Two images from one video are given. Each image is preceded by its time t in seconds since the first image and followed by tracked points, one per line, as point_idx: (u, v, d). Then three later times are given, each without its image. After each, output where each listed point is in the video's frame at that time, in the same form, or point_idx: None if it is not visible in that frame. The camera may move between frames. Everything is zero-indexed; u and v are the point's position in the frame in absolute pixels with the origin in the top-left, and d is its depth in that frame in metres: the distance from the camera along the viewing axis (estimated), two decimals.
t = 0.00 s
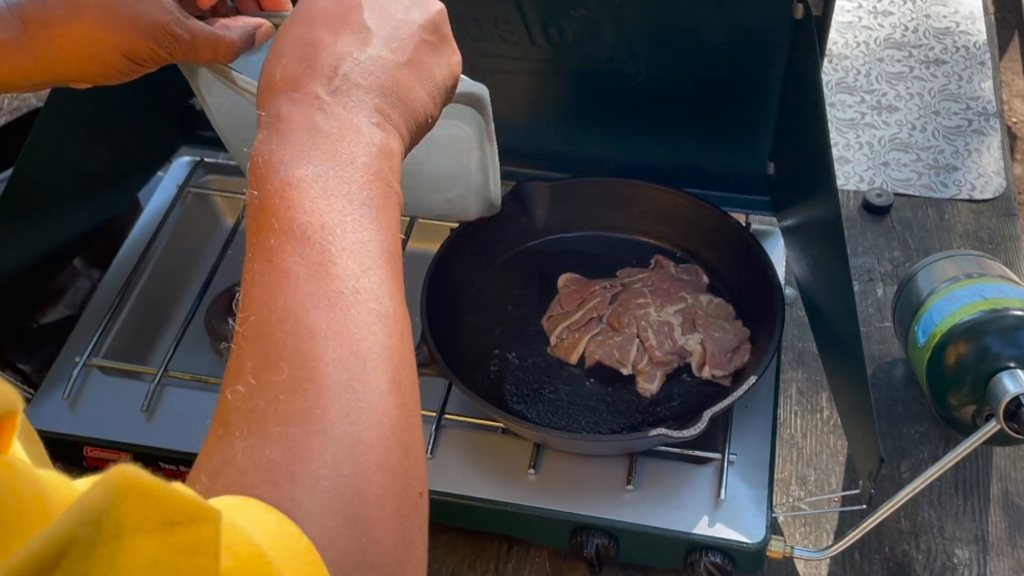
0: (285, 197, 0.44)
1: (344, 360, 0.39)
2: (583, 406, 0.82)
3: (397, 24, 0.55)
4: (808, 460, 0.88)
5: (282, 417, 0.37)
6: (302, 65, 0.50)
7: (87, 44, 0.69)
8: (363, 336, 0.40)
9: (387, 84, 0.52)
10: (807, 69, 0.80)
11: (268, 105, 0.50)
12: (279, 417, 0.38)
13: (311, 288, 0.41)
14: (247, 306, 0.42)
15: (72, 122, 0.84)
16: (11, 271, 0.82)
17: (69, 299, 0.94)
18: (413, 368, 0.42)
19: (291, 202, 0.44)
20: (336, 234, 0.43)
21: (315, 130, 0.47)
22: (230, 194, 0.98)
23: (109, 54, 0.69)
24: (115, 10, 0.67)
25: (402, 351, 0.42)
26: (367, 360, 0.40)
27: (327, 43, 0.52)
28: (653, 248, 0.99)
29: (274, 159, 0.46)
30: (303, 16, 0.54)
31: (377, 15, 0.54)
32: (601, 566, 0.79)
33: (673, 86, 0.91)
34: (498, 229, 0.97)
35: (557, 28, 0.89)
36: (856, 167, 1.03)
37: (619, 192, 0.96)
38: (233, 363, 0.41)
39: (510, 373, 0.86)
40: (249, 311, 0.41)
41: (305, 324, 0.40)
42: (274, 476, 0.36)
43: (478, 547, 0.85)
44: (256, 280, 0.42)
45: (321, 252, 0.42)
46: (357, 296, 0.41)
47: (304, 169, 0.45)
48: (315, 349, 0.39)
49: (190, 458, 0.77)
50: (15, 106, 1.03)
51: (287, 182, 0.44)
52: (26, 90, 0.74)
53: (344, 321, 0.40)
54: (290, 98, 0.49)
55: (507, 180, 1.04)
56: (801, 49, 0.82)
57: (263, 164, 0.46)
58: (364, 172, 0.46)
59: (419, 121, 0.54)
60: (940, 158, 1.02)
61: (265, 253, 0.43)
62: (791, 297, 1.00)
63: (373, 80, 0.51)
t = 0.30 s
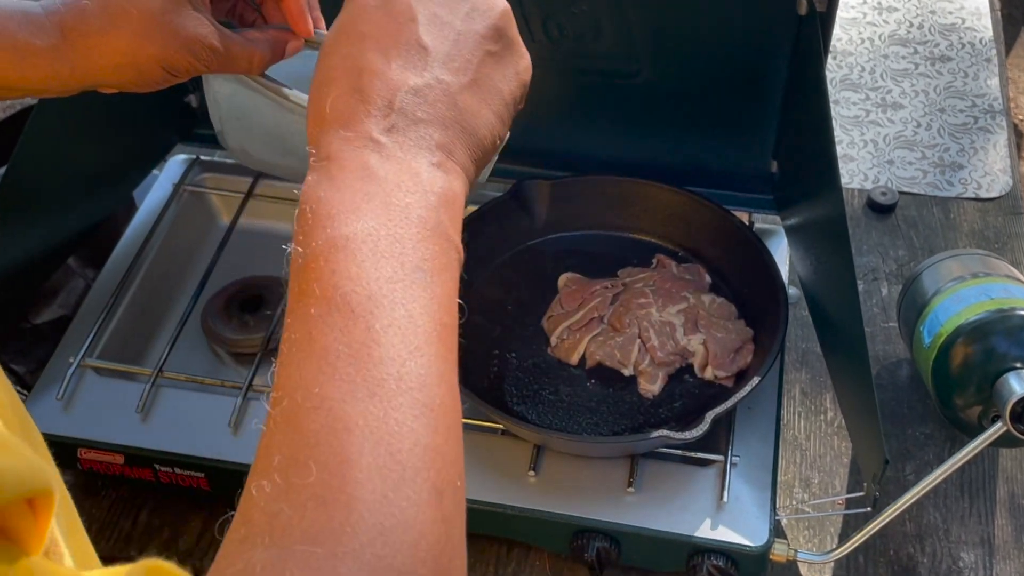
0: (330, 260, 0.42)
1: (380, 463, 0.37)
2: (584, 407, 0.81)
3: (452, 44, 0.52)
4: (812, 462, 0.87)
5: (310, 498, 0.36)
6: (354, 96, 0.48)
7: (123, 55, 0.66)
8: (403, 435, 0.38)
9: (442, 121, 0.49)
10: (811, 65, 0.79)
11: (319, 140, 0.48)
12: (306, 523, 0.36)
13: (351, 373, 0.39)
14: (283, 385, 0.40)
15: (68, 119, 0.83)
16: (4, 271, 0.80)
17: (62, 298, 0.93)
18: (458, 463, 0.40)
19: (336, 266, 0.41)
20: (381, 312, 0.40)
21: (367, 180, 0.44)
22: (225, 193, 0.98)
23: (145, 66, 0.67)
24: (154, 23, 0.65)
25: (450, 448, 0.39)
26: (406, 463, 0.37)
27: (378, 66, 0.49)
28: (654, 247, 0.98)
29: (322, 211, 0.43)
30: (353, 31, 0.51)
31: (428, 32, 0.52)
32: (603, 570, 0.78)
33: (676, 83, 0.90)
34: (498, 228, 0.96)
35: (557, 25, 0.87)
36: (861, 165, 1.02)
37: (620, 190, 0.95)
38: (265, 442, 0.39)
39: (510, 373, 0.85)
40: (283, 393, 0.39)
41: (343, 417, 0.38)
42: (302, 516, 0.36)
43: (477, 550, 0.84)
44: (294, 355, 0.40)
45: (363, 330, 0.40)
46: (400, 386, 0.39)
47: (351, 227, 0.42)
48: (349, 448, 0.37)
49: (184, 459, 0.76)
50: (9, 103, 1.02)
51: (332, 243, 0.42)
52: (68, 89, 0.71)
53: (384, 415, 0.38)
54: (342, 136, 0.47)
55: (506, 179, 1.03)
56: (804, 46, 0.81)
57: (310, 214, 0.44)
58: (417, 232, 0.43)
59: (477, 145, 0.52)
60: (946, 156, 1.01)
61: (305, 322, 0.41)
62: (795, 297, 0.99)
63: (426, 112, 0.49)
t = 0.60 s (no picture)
0: (424, 326, 0.41)
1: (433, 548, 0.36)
2: (585, 408, 0.80)
3: (596, 106, 0.51)
4: (816, 464, 0.85)
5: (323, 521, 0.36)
6: (476, 140, 0.48)
7: (207, 71, 0.68)
8: (463, 524, 0.37)
9: (559, 192, 0.49)
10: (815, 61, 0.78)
11: (436, 182, 0.48)
12: None
13: (426, 450, 0.38)
14: (357, 445, 0.39)
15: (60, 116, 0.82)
16: None
17: (56, 298, 0.92)
18: None
19: (430, 333, 0.41)
20: (470, 395, 0.39)
21: (476, 246, 0.44)
22: (221, 191, 0.96)
23: (225, 83, 0.70)
24: (243, 46, 0.67)
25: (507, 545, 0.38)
26: (459, 552, 0.36)
27: (509, 110, 0.48)
28: (656, 246, 0.96)
29: (426, 271, 0.43)
30: (499, 56, 0.50)
31: (574, 86, 0.50)
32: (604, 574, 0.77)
33: (678, 80, 0.88)
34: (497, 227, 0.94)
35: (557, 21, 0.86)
36: (866, 163, 1.01)
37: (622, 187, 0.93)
38: (323, 501, 0.39)
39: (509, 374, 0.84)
40: (354, 457, 0.39)
41: (408, 492, 0.37)
42: (335, 549, 0.37)
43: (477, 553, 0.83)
44: (371, 420, 0.40)
45: (445, 407, 0.39)
46: (470, 474, 0.38)
47: (453, 296, 0.42)
48: (406, 527, 0.36)
49: (180, 461, 0.76)
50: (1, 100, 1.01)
51: (430, 308, 0.42)
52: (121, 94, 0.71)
53: (445, 507, 0.37)
54: (461, 186, 0.47)
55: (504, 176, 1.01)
56: (808, 42, 0.79)
57: (414, 270, 0.44)
58: (516, 310, 0.42)
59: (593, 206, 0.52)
60: (952, 153, 1.00)
61: (388, 386, 0.40)
62: (799, 297, 0.98)
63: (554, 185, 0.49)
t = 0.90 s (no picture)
0: (567, 381, 0.44)
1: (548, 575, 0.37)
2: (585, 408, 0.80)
3: (755, 230, 0.54)
4: (820, 466, 0.84)
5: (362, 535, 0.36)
6: (640, 225, 0.52)
7: (169, 33, 0.71)
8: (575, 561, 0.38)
9: (700, 293, 0.51)
10: (819, 57, 0.76)
11: (598, 260, 0.51)
12: None
13: (554, 488, 0.39)
14: (488, 473, 0.41)
15: (49, 111, 0.80)
16: None
17: (49, 298, 0.90)
18: None
19: (572, 388, 0.43)
20: (605, 453, 0.41)
21: (623, 322, 0.47)
22: (217, 189, 0.95)
23: (186, 45, 0.72)
24: (204, 9, 0.69)
25: None
26: None
27: (677, 210, 0.52)
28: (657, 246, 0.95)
29: (575, 333, 0.46)
30: (679, 166, 0.54)
31: (741, 205, 0.53)
32: None
33: (680, 77, 0.87)
34: (497, 226, 0.93)
35: (557, 16, 0.84)
36: (870, 161, 0.99)
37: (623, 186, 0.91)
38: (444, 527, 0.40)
39: (509, 375, 0.83)
40: (484, 487, 0.40)
41: (534, 526, 0.38)
42: (459, 565, 0.38)
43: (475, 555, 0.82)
44: (508, 453, 0.41)
45: (578, 453, 0.41)
46: (590, 522, 0.39)
47: (597, 360, 0.45)
48: (522, 552, 0.38)
49: (176, 464, 0.75)
50: None
51: (575, 367, 0.44)
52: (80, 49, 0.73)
53: (566, 549, 0.38)
54: (614, 260, 0.50)
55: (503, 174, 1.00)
56: (811, 38, 0.78)
57: (565, 331, 0.47)
58: (650, 386, 0.45)
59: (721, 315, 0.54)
60: (957, 151, 0.99)
61: (529, 428, 0.42)
62: (803, 297, 0.97)
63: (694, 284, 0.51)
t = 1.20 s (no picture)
0: (571, 408, 0.48)
1: (565, 565, 0.40)
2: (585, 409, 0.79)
3: (727, 298, 0.58)
4: (823, 468, 0.83)
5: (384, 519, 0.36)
6: (623, 291, 0.57)
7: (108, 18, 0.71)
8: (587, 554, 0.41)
9: (685, 347, 0.54)
10: (824, 53, 0.75)
11: (591, 322, 0.55)
12: None
13: (569, 493, 0.43)
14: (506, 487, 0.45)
15: (42, 108, 0.79)
16: None
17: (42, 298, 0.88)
18: None
19: (577, 412, 0.47)
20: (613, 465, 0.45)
21: (619, 365, 0.51)
22: (212, 188, 0.94)
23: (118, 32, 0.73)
24: None
25: None
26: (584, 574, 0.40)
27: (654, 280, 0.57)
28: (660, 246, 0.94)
29: (575, 373, 0.50)
30: (654, 246, 0.60)
31: (711, 278, 0.59)
32: None
33: (681, 74, 0.86)
34: (496, 225, 0.92)
35: (558, 11, 0.83)
36: (874, 159, 0.99)
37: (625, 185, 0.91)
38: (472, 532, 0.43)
39: (509, 376, 0.82)
40: (503, 499, 0.44)
41: (552, 521, 0.42)
42: (489, 550, 0.41)
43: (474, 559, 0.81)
44: (525, 462, 0.45)
45: (589, 463, 0.45)
46: (602, 524, 0.42)
47: (597, 391, 0.49)
48: (540, 547, 0.41)
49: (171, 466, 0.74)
50: None
51: (580, 396, 0.48)
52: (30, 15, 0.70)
53: (581, 543, 0.41)
54: (604, 318, 0.55)
55: (502, 172, 0.98)
56: (816, 33, 0.77)
57: (565, 374, 0.51)
58: (649, 414, 0.48)
59: (707, 377, 0.57)
60: (963, 149, 0.98)
61: (543, 442, 0.46)
62: (806, 296, 0.95)
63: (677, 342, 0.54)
